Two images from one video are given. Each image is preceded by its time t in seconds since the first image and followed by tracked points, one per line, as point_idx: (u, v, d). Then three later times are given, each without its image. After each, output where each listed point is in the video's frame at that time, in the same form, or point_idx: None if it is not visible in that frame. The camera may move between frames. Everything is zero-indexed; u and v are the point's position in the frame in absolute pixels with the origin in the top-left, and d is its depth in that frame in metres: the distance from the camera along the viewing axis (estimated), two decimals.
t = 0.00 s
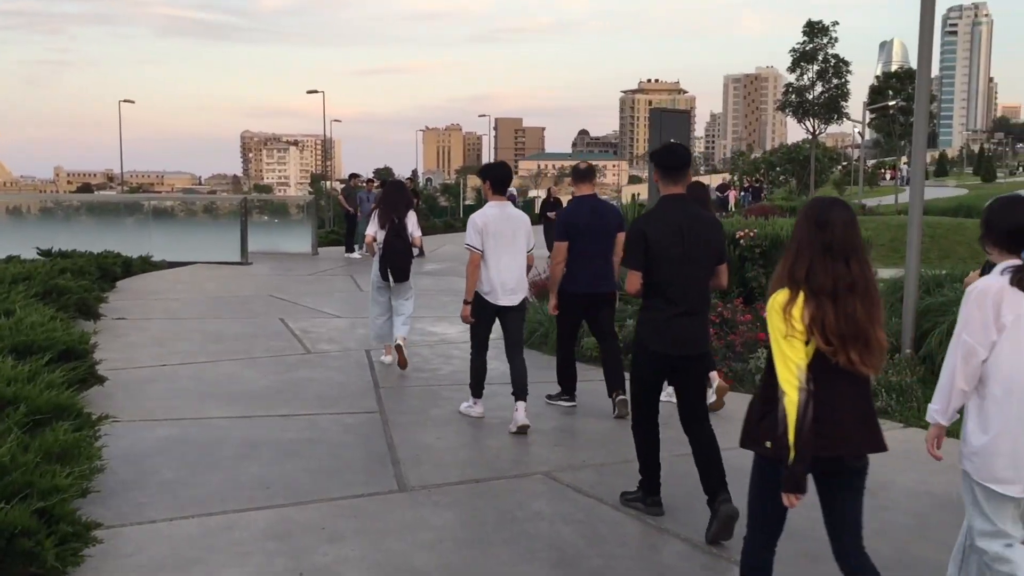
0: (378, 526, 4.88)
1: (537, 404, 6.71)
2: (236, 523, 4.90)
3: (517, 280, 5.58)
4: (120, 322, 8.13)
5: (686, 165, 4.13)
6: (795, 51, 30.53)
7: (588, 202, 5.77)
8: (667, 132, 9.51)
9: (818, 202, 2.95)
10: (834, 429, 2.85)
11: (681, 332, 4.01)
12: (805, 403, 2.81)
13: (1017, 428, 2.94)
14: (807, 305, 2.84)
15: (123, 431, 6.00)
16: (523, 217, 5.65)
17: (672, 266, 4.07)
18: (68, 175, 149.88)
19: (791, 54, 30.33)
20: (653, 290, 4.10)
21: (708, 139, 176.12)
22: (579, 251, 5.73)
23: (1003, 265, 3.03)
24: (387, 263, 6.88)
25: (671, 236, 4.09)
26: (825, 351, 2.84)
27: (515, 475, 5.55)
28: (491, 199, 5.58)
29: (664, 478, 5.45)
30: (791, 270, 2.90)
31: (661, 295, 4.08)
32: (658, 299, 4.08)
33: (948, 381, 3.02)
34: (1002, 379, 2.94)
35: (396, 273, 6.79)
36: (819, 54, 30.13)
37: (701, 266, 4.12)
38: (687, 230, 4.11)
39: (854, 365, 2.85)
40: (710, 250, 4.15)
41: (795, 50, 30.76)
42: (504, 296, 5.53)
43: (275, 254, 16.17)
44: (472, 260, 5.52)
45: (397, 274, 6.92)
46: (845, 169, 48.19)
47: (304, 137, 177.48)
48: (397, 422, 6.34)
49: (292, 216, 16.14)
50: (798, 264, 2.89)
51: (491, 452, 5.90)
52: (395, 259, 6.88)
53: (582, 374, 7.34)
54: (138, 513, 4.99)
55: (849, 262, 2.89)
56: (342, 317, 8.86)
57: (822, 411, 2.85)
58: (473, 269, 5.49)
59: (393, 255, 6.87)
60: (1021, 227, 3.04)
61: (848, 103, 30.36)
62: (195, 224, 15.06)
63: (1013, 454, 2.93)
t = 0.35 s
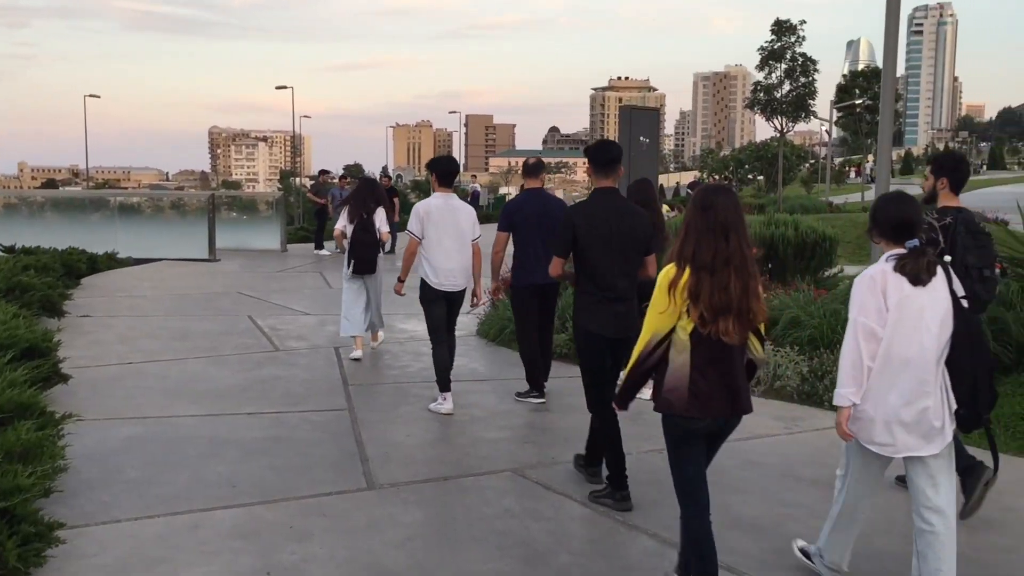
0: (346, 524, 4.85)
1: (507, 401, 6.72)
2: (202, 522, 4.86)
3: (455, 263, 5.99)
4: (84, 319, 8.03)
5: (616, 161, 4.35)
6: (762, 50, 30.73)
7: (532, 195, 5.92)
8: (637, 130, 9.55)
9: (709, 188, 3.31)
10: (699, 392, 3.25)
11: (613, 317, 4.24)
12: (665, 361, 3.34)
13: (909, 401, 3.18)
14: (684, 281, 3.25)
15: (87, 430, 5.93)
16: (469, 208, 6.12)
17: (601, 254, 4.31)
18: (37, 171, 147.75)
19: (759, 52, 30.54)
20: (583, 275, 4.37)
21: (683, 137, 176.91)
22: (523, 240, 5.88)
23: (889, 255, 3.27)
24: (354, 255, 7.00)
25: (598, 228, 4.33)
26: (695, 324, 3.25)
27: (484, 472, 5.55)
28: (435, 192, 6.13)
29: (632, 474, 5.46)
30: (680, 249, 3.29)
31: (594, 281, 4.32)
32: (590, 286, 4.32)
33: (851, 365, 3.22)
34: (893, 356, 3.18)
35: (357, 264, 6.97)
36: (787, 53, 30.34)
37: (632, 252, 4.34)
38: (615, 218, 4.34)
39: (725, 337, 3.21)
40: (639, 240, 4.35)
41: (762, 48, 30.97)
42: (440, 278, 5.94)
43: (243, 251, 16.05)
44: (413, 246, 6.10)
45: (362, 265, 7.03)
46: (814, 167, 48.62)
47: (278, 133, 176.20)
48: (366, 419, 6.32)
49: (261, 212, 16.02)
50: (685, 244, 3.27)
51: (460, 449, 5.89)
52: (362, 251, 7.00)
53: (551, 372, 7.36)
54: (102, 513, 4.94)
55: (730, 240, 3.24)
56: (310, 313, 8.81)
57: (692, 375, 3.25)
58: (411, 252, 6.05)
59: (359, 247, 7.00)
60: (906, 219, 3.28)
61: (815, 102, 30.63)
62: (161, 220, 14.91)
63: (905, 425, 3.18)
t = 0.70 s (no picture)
0: (318, 523, 4.82)
1: (480, 400, 6.72)
2: (172, 523, 4.81)
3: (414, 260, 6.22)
4: (52, 318, 7.93)
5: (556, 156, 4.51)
6: (735, 49, 30.91)
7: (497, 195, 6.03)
8: (609, 129, 9.59)
9: (629, 189, 3.47)
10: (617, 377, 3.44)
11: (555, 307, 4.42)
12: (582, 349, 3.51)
13: (798, 372, 3.68)
14: (600, 274, 3.42)
15: (55, 430, 5.86)
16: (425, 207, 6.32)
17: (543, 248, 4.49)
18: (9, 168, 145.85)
19: (731, 51, 30.74)
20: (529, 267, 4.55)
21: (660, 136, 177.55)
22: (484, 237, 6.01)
23: (783, 244, 3.76)
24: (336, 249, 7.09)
25: (537, 222, 4.52)
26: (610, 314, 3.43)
27: (457, 471, 5.54)
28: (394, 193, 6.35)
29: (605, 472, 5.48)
30: (598, 244, 3.45)
31: (537, 274, 4.53)
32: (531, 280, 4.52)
33: (745, 338, 3.74)
34: (786, 332, 3.68)
35: (338, 257, 7.03)
36: (759, 52, 30.55)
37: (573, 246, 4.52)
38: (553, 214, 4.50)
39: (635, 329, 3.43)
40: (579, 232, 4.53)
41: (735, 48, 31.17)
42: (393, 272, 6.15)
43: (214, 248, 15.94)
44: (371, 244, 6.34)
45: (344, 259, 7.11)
46: (788, 167, 48.97)
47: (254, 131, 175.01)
48: (339, 418, 6.29)
49: (234, 210, 15.91)
50: (605, 241, 3.43)
51: (433, 448, 5.88)
52: (343, 245, 7.08)
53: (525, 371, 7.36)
54: (70, 514, 4.88)
55: (643, 239, 3.43)
56: (283, 312, 8.76)
57: (607, 362, 3.44)
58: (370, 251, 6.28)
59: (341, 241, 7.08)
60: (801, 212, 3.74)
61: (787, 101, 30.87)
62: (131, 217, 14.78)
63: (792, 391, 3.69)
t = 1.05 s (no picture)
0: (292, 525, 4.79)
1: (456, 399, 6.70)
2: (143, 525, 4.76)
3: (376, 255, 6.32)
4: (22, 319, 7.84)
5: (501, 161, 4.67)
6: (710, 50, 31.09)
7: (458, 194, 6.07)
8: (584, 129, 9.63)
9: (546, 189, 3.78)
10: (553, 360, 3.65)
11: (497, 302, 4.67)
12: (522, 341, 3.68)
13: (725, 364, 3.91)
14: (533, 266, 3.65)
15: (24, 432, 5.79)
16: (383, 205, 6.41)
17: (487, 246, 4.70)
18: None
19: (706, 51, 30.91)
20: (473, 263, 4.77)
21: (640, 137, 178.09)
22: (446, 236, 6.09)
23: (712, 244, 3.99)
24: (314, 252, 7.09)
25: (483, 220, 4.75)
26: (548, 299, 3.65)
27: (432, 471, 5.52)
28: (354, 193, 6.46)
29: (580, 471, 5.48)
30: (527, 242, 3.70)
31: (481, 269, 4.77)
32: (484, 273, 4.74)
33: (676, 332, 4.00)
34: (712, 326, 3.92)
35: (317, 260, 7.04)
36: (734, 52, 30.71)
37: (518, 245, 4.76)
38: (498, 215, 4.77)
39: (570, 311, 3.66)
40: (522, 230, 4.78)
41: (710, 48, 31.35)
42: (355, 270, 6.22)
43: (188, 248, 15.82)
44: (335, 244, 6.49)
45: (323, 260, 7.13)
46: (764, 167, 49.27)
47: (233, 130, 173.90)
48: (314, 419, 6.26)
49: (208, 209, 15.80)
50: (531, 238, 3.69)
51: (407, 448, 5.86)
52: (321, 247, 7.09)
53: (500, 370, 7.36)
54: (39, 517, 4.81)
55: (567, 231, 3.71)
56: (257, 312, 8.71)
57: (547, 347, 3.64)
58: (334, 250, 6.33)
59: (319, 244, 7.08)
60: (728, 215, 3.96)
61: (761, 101, 31.07)
62: (104, 216, 14.63)
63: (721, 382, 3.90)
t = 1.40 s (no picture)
0: (263, 526, 4.76)
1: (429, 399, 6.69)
2: (113, 527, 4.71)
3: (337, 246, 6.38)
4: None
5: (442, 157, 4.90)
6: (684, 51, 31.26)
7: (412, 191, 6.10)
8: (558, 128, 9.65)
9: (477, 182, 4.03)
10: (482, 342, 3.93)
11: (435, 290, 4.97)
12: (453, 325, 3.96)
13: (663, 341, 4.28)
14: (463, 255, 3.93)
15: None
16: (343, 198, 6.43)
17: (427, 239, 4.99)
18: None
19: (681, 52, 31.06)
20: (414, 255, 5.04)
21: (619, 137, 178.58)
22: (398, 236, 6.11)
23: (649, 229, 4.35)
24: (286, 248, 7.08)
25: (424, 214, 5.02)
26: (476, 288, 3.93)
27: (405, 472, 5.51)
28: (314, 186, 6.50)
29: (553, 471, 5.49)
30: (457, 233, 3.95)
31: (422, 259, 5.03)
32: (427, 262, 5.03)
33: (618, 313, 4.28)
34: (651, 307, 4.27)
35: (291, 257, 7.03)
36: (708, 52, 30.85)
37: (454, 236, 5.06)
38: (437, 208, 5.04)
39: (496, 297, 3.95)
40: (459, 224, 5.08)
41: (685, 48, 31.52)
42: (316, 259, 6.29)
43: (161, 247, 15.70)
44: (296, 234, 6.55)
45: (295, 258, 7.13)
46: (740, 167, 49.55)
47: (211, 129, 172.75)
48: (286, 419, 6.23)
49: (181, 209, 15.69)
50: (462, 229, 3.93)
51: (380, 448, 5.84)
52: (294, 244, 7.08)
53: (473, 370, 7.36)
54: (6, 519, 4.75)
55: (494, 221, 3.95)
56: (230, 312, 8.66)
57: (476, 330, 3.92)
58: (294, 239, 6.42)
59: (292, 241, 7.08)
60: (665, 204, 4.36)
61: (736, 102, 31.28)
62: (74, 216, 14.48)
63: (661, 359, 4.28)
